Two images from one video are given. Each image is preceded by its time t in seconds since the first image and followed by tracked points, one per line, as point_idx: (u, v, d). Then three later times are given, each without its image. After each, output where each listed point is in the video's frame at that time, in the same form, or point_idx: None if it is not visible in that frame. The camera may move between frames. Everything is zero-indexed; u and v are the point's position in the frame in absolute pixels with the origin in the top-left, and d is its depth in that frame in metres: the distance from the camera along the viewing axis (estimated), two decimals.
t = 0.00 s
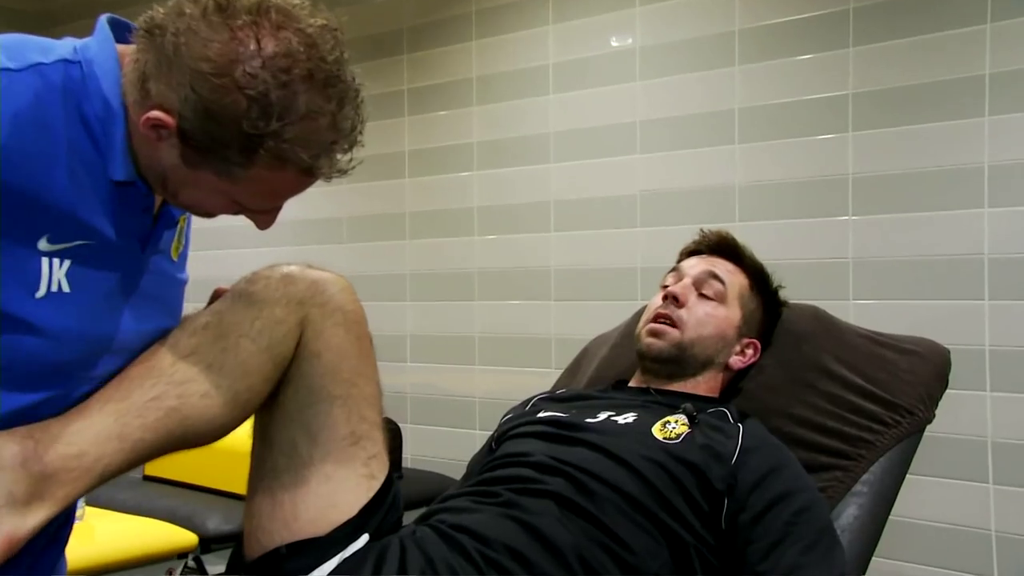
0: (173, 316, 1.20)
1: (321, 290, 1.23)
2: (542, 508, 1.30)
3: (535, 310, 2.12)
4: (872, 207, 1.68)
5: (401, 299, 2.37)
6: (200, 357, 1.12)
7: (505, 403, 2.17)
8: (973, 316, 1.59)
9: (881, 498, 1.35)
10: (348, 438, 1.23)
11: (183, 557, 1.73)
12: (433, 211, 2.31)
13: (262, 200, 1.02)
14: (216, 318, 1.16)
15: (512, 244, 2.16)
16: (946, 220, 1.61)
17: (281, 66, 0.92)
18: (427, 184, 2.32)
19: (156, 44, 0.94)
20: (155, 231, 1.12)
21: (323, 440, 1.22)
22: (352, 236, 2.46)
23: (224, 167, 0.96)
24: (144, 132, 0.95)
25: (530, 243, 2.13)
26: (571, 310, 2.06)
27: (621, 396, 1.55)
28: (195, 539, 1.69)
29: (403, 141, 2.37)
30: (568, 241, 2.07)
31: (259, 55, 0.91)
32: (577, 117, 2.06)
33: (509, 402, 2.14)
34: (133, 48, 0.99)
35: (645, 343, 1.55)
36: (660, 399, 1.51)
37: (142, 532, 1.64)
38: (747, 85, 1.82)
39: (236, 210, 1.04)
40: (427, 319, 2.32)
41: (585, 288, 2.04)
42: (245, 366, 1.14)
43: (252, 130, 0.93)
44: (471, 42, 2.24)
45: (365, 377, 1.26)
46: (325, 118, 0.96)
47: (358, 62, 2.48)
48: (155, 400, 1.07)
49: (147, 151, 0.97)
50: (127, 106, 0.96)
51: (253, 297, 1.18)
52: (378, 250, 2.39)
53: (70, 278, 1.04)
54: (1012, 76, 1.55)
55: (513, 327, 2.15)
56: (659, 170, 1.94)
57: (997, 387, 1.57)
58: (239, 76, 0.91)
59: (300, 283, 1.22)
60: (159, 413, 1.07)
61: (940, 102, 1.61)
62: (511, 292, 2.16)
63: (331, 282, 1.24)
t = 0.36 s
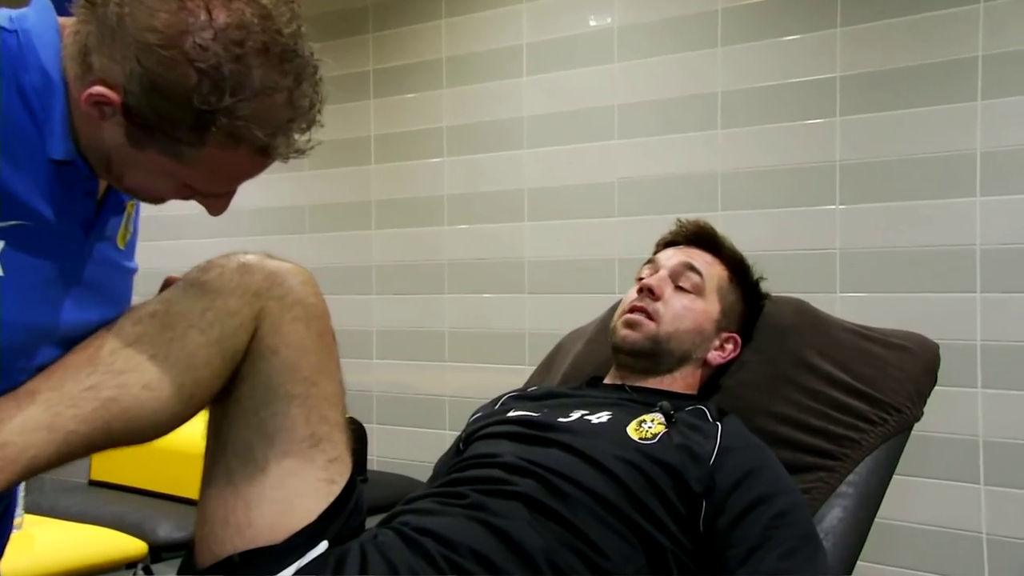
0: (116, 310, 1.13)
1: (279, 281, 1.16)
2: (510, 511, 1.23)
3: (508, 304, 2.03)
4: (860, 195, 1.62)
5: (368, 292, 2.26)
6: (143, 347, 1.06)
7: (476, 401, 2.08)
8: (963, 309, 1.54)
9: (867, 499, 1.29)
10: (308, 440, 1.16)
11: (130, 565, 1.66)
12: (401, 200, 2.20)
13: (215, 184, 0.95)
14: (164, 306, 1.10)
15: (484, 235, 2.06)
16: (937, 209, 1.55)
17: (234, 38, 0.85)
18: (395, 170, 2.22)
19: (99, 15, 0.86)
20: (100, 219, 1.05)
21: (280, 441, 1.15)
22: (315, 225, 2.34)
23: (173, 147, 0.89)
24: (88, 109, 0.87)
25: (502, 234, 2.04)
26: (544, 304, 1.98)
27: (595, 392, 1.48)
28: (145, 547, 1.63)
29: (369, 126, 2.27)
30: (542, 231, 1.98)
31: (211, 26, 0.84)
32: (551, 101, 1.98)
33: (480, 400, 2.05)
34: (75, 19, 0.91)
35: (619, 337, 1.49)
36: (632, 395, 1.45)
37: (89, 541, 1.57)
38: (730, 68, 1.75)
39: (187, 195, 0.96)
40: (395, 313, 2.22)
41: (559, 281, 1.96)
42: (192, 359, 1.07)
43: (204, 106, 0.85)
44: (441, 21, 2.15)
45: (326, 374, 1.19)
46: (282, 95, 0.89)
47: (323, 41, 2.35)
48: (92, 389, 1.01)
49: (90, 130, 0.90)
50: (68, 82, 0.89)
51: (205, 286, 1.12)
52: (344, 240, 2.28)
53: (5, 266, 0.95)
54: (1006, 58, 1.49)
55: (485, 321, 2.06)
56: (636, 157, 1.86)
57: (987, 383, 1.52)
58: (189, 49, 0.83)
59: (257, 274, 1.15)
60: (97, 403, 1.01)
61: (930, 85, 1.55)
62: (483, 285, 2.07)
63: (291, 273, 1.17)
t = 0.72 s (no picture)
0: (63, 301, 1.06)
1: (237, 272, 1.09)
2: (475, 510, 1.17)
3: (478, 297, 1.93)
4: (852, 183, 1.56)
5: (330, 284, 2.14)
6: (92, 343, 0.98)
7: (445, 399, 1.99)
8: (955, 301, 1.48)
9: (851, 500, 1.23)
10: (265, 438, 1.09)
11: None
12: (365, 186, 2.09)
13: (173, 163, 0.93)
14: (113, 299, 1.02)
15: (454, 223, 1.96)
16: (930, 195, 1.49)
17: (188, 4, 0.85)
18: (360, 154, 2.09)
19: None
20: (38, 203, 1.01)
21: (234, 440, 1.08)
22: (275, 213, 2.22)
23: (128, 123, 0.87)
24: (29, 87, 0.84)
25: (472, 222, 1.94)
26: (515, 296, 1.88)
27: (569, 387, 1.42)
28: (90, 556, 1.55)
29: (331, 108, 2.14)
30: (514, 220, 1.89)
31: None
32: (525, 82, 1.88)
33: (447, 398, 1.95)
34: None
35: (595, 329, 1.43)
36: (606, 390, 1.39)
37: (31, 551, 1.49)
38: (712, 47, 1.68)
39: (144, 175, 0.95)
40: (359, 307, 2.10)
41: (532, 273, 1.86)
42: (146, 355, 1.00)
43: (160, 77, 0.85)
44: None
45: (287, 371, 1.12)
46: (241, 64, 0.89)
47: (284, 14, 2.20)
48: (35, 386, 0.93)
49: (33, 111, 0.87)
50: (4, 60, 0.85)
51: (157, 278, 1.05)
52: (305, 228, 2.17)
53: None
54: (999, 37, 1.43)
55: (455, 315, 1.96)
56: (614, 141, 1.78)
57: (979, 378, 1.46)
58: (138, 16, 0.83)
59: (213, 264, 1.08)
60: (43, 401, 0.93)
61: (922, 65, 1.49)
62: (452, 276, 1.96)
63: (249, 265, 1.10)
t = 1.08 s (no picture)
0: None
1: (192, 261, 1.02)
2: (445, 510, 1.11)
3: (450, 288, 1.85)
4: (845, 168, 1.49)
5: (296, 275, 2.04)
6: (37, 345, 0.90)
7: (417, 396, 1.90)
8: (951, 292, 1.42)
9: (843, 501, 1.17)
10: (223, 437, 1.02)
11: None
12: (333, 171, 1.98)
13: (126, 149, 0.87)
14: (58, 296, 0.94)
15: (426, 210, 1.87)
16: (926, 180, 1.43)
17: None
18: (327, 137, 1.99)
19: None
20: None
21: (190, 441, 1.01)
22: (235, 199, 2.11)
23: (78, 109, 0.81)
24: None
25: (444, 209, 1.85)
26: (489, 287, 1.80)
27: (546, 380, 1.35)
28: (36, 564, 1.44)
29: (296, 87, 2.03)
30: (489, 206, 1.80)
31: None
32: (502, 61, 1.79)
33: (418, 395, 1.86)
34: None
35: (576, 318, 1.37)
36: (585, 384, 1.32)
37: None
38: (698, 24, 1.60)
39: (91, 162, 0.88)
40: (322, 298, 2.00)
41: (508, 263, 1.78)
42: (97, 356, 0.92)
43: (114, 61, 0.79)
44: None
45: (247, 367, 1.05)
46: (200, 46, 0.85)
47: None
48: None
49: None
50: None
51: (106, 270, 0.97)
52: (267, 215, 2.07)
53: None
54: (997, 14, 1.38)
55: (428, 308, 1.87)
56: (594, 123, 1.70)
57: (978, 373, 1.41)
58: None
59: (166, 254, 1.00)
60: None
61: (920, 44, 1.43)
62: (424, 266, 1.88)
63: (204, 253, 1.03)
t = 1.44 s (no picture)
0: None
1: (139, 252, 0.95)
2: (415, 515, 1.05)
3: (424, 281, 1.75)
4: (842, 153, 1.43)
5: (259, 266, 1.92)
6: None
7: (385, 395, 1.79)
8: (952, 284, 1.36)
9: (837, 505, 1.11)
10: (176, 441, 0.94)
11: None
12: (299, 155, 1.88)
13: (76, 139, 0.83)
14: None
15: (398, 198, 1.78)
16: (927, 166, 1.37)
17: None
18: (293, 120, 1.88)
19: None
20: None
21: (139, 445, 0.93)
22: (193, 185, 1.99)
23: (25, 94, 0.76)
24: None
25: (418, 196, 1.76)
26: (466, 279, 1.71)
27: (525, 376, 1.29)
28: None
29: (259, 67, 1.91)
30: (467, 194, 1.71)
31: None
32: (478, 39, 1.70)
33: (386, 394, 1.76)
34: None
35: (556, 307, 1.30)
36: (565, 379, 1.26)
37: None
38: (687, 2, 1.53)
39: (38, 151, 0.84)
40: (287, 291, 1.89)
41: (486, 254, 1.69)
42: (32, 350, 0.86)
43: (65, 43, 0.75)
44: None
45: (201, 365, 0.97)
46: (158, 30, 0.81)
47: None
48: None
49: None
50: None
51: (44, 260, 0.90)
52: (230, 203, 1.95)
53: None
54: None
55: (400, 302, 1.77)
56: (576, 106, 1.62)
57: (978, 370, 1.35)
58: None
59: (112, 245, 0.94)
60: None
61: (919, 23, 1.37)
62: (396, 256, 1.78)
63: (153, 243, 0.96)
